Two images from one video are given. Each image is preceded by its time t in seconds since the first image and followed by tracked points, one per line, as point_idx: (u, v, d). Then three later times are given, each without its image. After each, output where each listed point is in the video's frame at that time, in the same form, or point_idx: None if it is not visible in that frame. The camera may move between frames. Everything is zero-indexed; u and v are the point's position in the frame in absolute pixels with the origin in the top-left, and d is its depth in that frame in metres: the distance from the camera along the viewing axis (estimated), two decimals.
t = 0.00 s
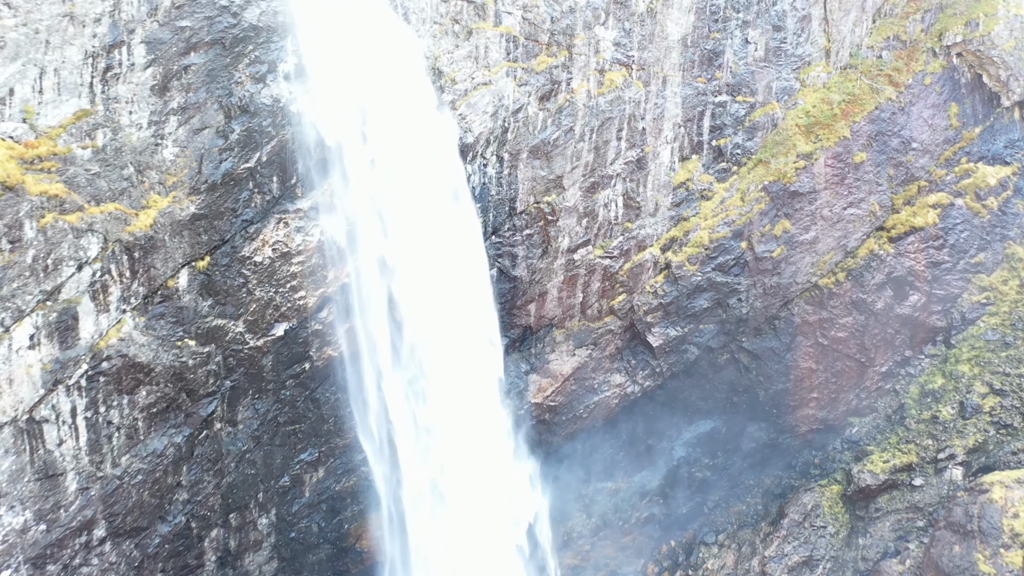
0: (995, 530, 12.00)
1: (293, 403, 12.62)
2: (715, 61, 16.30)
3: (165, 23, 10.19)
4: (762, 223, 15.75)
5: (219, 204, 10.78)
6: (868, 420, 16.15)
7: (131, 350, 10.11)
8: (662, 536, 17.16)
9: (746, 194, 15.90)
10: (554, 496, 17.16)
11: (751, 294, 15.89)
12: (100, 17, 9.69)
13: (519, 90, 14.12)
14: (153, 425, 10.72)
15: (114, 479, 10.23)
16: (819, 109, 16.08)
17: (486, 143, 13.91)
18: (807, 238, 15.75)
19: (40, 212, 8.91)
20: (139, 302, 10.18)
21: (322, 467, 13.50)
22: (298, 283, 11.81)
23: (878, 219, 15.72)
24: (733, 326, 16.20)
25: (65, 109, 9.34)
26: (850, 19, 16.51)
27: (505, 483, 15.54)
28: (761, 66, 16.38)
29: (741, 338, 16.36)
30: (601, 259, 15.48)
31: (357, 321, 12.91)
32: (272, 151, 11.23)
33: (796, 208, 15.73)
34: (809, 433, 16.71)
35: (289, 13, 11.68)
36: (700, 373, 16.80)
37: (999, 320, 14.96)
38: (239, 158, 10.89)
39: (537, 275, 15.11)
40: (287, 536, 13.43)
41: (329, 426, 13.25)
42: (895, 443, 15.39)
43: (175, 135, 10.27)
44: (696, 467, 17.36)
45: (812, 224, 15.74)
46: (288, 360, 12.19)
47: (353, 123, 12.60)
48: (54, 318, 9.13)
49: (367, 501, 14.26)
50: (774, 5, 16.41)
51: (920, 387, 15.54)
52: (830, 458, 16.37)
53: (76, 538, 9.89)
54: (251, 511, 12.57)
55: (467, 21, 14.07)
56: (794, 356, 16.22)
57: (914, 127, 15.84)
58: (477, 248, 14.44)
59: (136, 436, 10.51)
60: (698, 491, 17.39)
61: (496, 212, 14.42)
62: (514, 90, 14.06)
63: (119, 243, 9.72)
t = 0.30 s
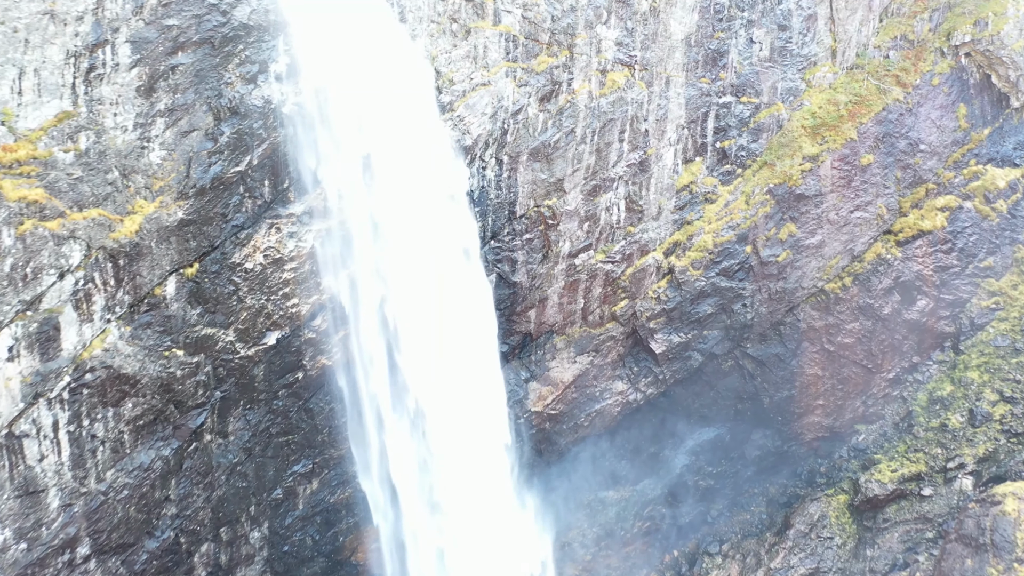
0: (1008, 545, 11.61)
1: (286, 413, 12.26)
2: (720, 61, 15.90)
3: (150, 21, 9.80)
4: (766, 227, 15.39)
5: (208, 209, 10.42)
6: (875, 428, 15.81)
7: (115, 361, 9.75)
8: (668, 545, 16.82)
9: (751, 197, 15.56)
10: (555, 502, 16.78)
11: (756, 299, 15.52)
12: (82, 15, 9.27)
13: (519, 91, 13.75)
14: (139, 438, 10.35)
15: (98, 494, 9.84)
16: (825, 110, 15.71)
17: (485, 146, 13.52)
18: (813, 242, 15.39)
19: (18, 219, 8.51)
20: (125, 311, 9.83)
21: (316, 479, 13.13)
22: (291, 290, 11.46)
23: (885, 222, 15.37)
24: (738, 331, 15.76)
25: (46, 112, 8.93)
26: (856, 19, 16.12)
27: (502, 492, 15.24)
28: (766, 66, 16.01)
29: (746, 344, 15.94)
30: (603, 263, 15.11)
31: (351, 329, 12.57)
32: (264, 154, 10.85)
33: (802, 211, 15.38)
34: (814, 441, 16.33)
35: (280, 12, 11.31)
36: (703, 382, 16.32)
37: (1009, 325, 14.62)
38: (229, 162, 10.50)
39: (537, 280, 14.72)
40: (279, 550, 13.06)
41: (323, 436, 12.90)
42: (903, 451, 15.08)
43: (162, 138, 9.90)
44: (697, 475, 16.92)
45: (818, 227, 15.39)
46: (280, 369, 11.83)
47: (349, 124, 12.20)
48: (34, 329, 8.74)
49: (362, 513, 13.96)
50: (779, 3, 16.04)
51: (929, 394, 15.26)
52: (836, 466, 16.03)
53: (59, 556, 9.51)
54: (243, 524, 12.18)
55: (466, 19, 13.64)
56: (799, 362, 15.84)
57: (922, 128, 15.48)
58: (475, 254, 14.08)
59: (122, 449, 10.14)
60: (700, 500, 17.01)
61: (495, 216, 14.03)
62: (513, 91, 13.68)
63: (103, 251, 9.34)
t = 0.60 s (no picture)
0: None
1: (277, 426, 11.90)
2: (724, 62, 15.50)
3: (134, 21, 9.40)
4: (772, 232, 15.02)
5: (196, 216, 10.01)
6: (882, 437, 15.35)
7: (98, 375, 9.33)
8: (670, 556, 16.20)
9: (756, 201, 15.17)
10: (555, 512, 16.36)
11: (762, 306, 15.14)
12: (62, 14, 8.88)
13: (518, 93, 13.35)
14: (124, 454, 9.90)
15: (80, 514, 9.34)
16: (832, 112, 15.33)
17: (483, 149, 13.13)
18: (820, 248, 15.01)
19: None
20: (108, 323, 9.44)
21: (310, 493, 12.73)
22: (282, 300, 11.09)
23: (893, 227, 14.97)
24: (743, 339, 15.38)
25: (23, 115, 8.50)
26: (863, 19, 15.77)
27: (501, 505, 14.82)
28: (771, 67, 15.61)
29: (751, 352, 15.55)
30: (604, 270, 14.75)
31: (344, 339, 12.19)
32: (254, 158, 10.43)
33: (808, 216, 15.01)
34: (820, 450, 15.90)
35: (271, 11, 10.89)
36: (707, 387, 15.94)
37: (1020, 333, 14.14)
38: (217, 167, 10.10)
39: (537, 287, 14.34)
40: (271, 567, 12.61)
41: (316, 449, 12.52)
42: (913, 462, 14.56)
43: (147, 142, 9.47)
44: (702, 485, 16.48)
45: (825, 232, 15.02)
46: (271, 381, 11.48)
47: (343, 127, 11.76)
48: (11, 343, 8.24)
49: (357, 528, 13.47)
50: (785, 3, 15.63)
51: (937, 403, 14.79)
52: (843, 476, 15.52)
53: None
54: (233, 541, 11.71)
55: (463, 19, 13.29)
56: (806, 370, 15.45)
57: (931, 130, 15.10)
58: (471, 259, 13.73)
59: (105, 466, 9.67)
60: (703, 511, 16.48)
61: (494, 222, 13.65)
62: (513, 93, 13.28)
63: (84, 260, 8.90)
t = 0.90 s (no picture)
0: None
1: (271, 443, 11.51)
2: (732, 65, 15.03)
3: (120, 24, 9.04)
4: (781, 239, 14.60)
5: (185, 227, 9.62)
6: (893, 449, 14.68)
7: (82, 395, 8.95)
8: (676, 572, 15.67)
9: (765, 208, 14.74)
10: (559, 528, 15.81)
11: (770, 316, 14.71)
12: (42, 17, 8.48)
13: (521, 98, 12.99)
14: (110, 475, 9.49)
15: (64, 538, 8.93)
16: (842, 117, 14.93)
17: (484, 156, 12.74)
18: (830, 256, 14.60)
19: None
20: (93, 339, 9.06)
21: (305, 511, 12.30)
22: (276, 313, 10.75)
23: (905, 234, 14.54)
24: (751, 350, 14.90)
25: (2, 124, 8.09)
26: (874, 20, 15.39)
27: (502, 521, 14.32)
28: (781, 70, 15.20)
29: (759, 363, 15.03)
30: (609, 279, 14.29)
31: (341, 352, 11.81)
32: (246, 167, 10.03)
33: (818, 223, 14.59)
34: (829, 463, 15.16)
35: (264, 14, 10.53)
36: (712, 400, 15.39)
37: None
38: (208, 176, 9.68)
39: (540, 297, 13.95)
40: None
41: (312, 466, 12.11)
42: (925, 475, 13.90)
43: (134, 151, 9.08)
44: (710, 498, 15.74)
45: (835, 240, 14.60)
46: (265, 397, 11.12)
47: (338, 134, 11.40)
48: None
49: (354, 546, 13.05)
50: (794, 5, 15.31)
51: (950, 415, 14.12)
52: (853, 489, 14.90)
53: None
54: (226, 562, 11.25)
55: (463, 21, 12.92)
56: (815, 381, 14.86)
57: (944, 135, 14.65)
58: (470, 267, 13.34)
59: (90, 488, 9.26)
60: (710, 525, 15.81)
61: (496, 230, 13.25)
62: (515, 98, 12.90)
63: (67, 275, 8.50)
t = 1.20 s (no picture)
0: None
1: (265, 463, 11.11)
2: (741, 70, 14.63)
3: (104, 31, 8.62)
4: (791, 249, 14.17)
5: (173, 242, 9.22)
6: (906, 464, 14.20)
7: (65, 418, 8.54)
8: None
9: (775, 217, 14.32)
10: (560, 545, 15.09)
11: (780, 327, 14.27)
12: (21, 23, 8.02)
13: (524, 105, 12.55)
14: (95, 500, 9.09)
15: (46, 567, 8.53)
16: (854, 122, 14.52)
17: (486, 165, 12.32)
18: (841, 266, 14.15)
19: None
20: (77, 359, 8.67)
21: (300, 532, 11.84)
22: (269, 330, 10.35)
23: (918, 243, 14.07)
24: (760, 362, 14.46)
25: None
26: (886, 24, 15.02)
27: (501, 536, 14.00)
28: (790, 75, 14.77)
29: (768, 375, 14.60)
30: (615, 290, 13.89)
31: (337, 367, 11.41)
32: (237, 178, 9.59)
33: (829, 232, 14.15)
34: (839, 478, 14.65)
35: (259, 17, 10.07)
36: (721, 413, 14.85)
37: None
38: (197, 188, 9.27)
39: (544, 310, 13.52)
40: None
41: (307, 486, 11.68)
42: (939, 492, 13.48)
43: (119, 162, 8.69)
44: (719, 513, 15.13)
45: (846, 249, 14.16)
46: (258, 416, 10.73)
47: (335, 142, 11.01)
48: None
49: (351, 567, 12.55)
50: (804, 8, 14.92)
51: (965, 429, 13.72)
52: (864, 506, 14.44)
53: None
54: None
55: (465, 26, 12.54)
56: (826, 394, 14.40)
57: (958, 141, 14.20)
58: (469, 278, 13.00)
59: (74, 514, 8.85)
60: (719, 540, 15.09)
61: (498, 241, 12.80)
62: (517, 105, 12.47)
63: (48, 293, 8.11)
